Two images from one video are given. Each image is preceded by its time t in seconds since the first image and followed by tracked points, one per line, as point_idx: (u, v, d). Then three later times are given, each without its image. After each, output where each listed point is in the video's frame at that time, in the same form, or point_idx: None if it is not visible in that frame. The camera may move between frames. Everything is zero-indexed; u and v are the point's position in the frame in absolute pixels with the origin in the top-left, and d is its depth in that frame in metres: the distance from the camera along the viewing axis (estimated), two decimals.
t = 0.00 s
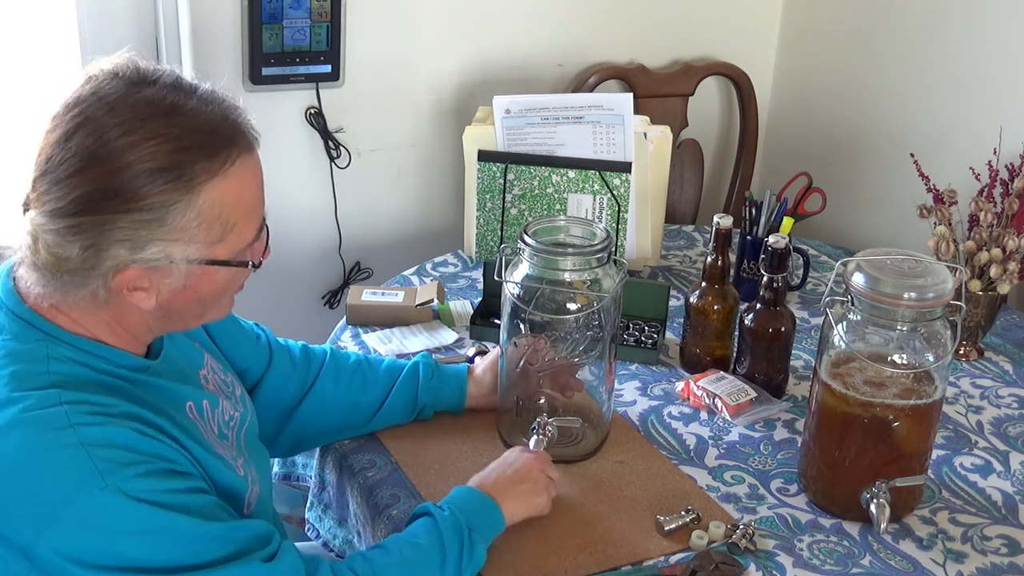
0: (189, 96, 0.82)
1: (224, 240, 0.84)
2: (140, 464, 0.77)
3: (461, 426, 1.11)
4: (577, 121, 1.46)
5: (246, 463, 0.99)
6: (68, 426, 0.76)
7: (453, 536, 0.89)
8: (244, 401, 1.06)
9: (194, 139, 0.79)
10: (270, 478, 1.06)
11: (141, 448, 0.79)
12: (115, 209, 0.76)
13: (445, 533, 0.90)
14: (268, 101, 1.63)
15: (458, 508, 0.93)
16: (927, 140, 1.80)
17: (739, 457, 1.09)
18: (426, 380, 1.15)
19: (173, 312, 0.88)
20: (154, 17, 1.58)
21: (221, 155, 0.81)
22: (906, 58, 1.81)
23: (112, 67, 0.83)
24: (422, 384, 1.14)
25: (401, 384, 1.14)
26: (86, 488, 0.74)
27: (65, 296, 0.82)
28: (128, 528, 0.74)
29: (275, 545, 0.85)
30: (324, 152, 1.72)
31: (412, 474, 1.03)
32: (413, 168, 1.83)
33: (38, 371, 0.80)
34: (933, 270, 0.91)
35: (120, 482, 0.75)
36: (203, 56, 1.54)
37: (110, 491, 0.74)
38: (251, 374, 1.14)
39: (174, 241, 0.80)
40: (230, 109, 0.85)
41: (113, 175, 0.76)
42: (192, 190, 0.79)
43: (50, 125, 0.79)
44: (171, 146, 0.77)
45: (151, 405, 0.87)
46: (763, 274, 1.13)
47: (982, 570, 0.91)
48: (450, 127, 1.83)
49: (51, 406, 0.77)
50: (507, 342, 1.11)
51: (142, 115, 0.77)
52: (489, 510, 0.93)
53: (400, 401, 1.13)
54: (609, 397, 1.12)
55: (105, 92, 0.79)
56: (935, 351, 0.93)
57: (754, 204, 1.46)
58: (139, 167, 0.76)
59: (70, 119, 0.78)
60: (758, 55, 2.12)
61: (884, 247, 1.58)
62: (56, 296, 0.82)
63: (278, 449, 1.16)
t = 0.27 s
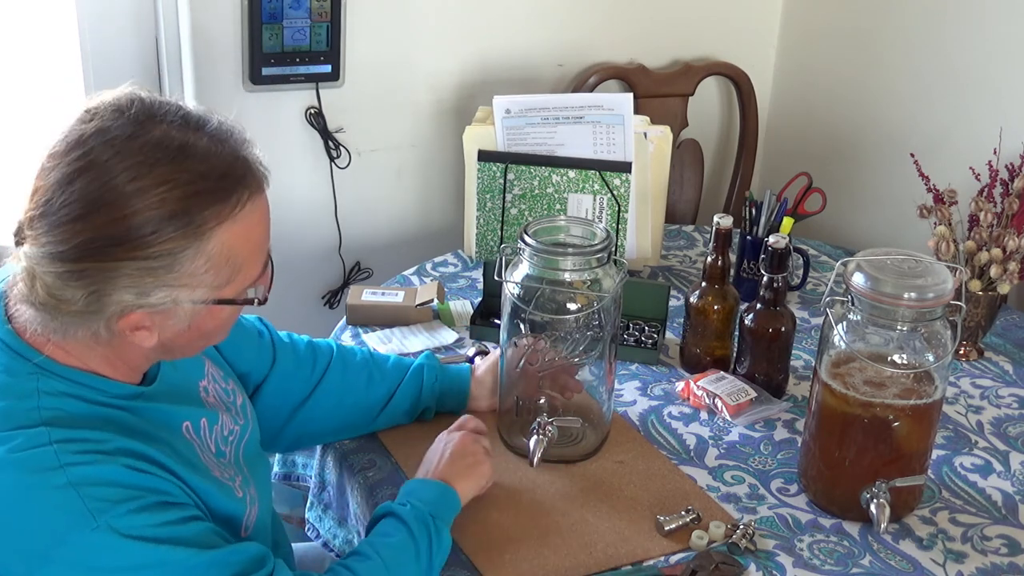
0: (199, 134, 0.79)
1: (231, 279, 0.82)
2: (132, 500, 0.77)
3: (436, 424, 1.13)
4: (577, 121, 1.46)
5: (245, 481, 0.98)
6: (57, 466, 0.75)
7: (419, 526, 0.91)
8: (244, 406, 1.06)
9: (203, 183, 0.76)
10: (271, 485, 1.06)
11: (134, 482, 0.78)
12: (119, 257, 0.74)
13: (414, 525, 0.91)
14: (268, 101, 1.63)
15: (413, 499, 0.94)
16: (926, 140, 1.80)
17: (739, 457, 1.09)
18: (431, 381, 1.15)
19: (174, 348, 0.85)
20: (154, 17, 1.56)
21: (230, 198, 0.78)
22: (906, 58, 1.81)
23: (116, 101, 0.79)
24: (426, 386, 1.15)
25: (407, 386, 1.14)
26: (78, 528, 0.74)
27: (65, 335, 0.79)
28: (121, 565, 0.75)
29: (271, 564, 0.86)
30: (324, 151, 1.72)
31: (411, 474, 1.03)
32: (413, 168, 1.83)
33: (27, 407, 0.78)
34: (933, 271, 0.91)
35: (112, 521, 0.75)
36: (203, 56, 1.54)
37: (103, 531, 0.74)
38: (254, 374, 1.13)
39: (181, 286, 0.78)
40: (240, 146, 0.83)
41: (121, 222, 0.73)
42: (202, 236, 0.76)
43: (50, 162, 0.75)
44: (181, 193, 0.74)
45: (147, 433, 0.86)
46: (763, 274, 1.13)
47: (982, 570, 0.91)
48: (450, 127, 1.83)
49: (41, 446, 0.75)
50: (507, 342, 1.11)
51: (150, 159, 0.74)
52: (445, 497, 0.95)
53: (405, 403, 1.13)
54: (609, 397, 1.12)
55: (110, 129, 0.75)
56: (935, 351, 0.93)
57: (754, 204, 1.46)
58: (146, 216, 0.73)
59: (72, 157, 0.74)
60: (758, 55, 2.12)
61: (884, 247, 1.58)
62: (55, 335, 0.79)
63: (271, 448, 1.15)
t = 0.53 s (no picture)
0: (200, 166, 0.78)
1: (229, 312, 0.82)
2: (131, 523, 0.77)
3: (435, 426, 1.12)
4: (577, 122, 1.46)
5: (244, 492, 0.98)
6: (54, 494, 0.75)
7: (421, 512, 0.92)
8: (243, 411, 1.06)
9: (204, 220, 0.75)
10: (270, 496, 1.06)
11: (132, 504, 0.79)
12: (115, 292, 0.73)
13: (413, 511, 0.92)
14: (268, 101, 1.63)
15: (415, 485, 0.95)
16: (926, 140, 1.80)
17: (739, 457, 1.09)
18: (434, 384, 1.16)
19: (170, 372, 0.85)
20: (154, 17, 1.56)
21: (231, 234, 0.78)
22: (906, 58, 1.81)
23: (116, 133, 0.78)
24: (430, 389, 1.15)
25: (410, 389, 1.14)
26: (78, 555, 0.74)
27: (59, 363, 0.78)
28: None
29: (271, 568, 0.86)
30: (324, 151, 1.72)
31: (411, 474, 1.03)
32: (413, 168, 1.83)
33: (21, 433, 0.77)
34: (934, 270, 0.91)
35: (112, 546, 0.75)
36: (203, 56, 1.54)
37: (102, 557, 0.75)
38: (257, 373, 1.12)
39: (178, 319, 0.78)
40: (241, 174, 0.82)
41: (119, 259, 0.72)
42: (201, 271, 0.76)
43: (45, 191, 0.74)
44: (181, 230, 0.74)
45: (144, 451, 0.86)
46: (763, 274, 1.13)
47: (982, 570, 0.91)
48: (450, 127, 1.83)
49: (37, 474, 0.75)
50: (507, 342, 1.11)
51: (150, 196, 0.73)
52: (446, 482, 0.95)
53: (408, 406, 1.13)
54: (609, 397, 1.12)
55: (109, 162, 0.74)
56: (935, 351, 0.93)
57: (754, 204, 1.45)
58: (145, 254, 0.72)
59: (68, 188, 0.73)
60: (758, 55, 2.12)
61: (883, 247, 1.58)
62: (49, 362, 0.78)
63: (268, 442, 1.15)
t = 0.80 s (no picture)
0: (195, 187, 0.78)
1: (220, 335, 0.82)
2: (134, 533, 0.77)
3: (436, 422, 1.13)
4: (577, 121, 1.46)
5: (246, 496, 0.98)
6: (55, 509, 0.75)
7: (430, 502, 0.92)
8: (242, 413, 1.06)
9: (196, 244, 0.75)
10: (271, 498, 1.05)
11: (134, 514, 0.79)
12: (104, 314, 0.73)
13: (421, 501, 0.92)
14: (268, 101, 1.64)
15: (427, 473, 0.95)
16: (926, 140, 1.80)
17: (739, 457, 1.09)
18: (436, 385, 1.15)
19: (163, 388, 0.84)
20: (154, 17, 1.56)
21: (224, 258, 0.78)
22: (906, 58, 1.81)
23: (111, 151, 0.77)
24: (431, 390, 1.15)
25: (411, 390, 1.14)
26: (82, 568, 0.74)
27: (51, 378, 0.78)
28: None
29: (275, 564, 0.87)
30: (324, 151, 1.72)
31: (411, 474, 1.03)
32: (413, 168, 1.83)
33: (20, 446, 0.77)
34: (933, 271, 0.91)
35: (115, 558, 0.75)
36: (203, 56, 1.54)
37: (106, 569, 0.75)
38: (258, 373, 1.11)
39: (167, 341, 0.78)
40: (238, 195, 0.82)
41: (108, 281, 0.72)
42: (193, 293, 0.76)
43: (36, 208, 0.74)
44: (172, 254, 0.74)
45: (144, 459, 0.86)
46: (763, 274, 1.13)
47: (982, 570, 0.91)
48: (450, 127, 1.83)
49: (37, 490, 0.75)
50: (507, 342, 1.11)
51: (141, 218, 0.72)
52: (457, 471, 0.95)
53: (409, 407, 1.13)
54: (609, 397, 1.12)
55: (103, 181, 0.73)
56: (935, 351, 0.93)
57: (754, 204, 1.45)
58: (135, 277, 0.72)
59: (60, 206, 0.73)
60: (758, 54, 2.12)
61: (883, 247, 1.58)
62: (42, 376, 0.78)
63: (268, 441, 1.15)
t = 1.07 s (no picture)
0: (207, 197, 0.78)
1: (222, 344, 0.82)
2: (138, 538, 0.77)
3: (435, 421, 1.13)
4: (577, 121, 1.46)
5: (247, 498, 0.98)
6: (60, 515, 0.75)
7: (433, 502, 0.92)
8: (242, 415, 1.06)
9: (206, 254, 0.75)
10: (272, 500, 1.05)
11: (139, 519, 0.79)
12: (108, 318, 0.73)
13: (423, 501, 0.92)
14: (268, 101, 1.64)
15: (431, 471, 0.95)
16: (926, 140, 1.80)
17: (739, 457, 1.09)
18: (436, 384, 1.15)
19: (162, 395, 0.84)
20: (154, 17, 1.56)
21: (232, 269, 0.78)
22: (906, 58, 1.81)
23: (125, 157, 0.77)
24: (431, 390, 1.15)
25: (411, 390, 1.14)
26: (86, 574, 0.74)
27: (53, 381, 0.78)
28: None
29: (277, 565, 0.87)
30: (324, 151, 1.72)
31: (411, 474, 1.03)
32: (413, 169, 1.83)
33: (23, 451, 0.77)
34: (933, 271, 0.91)
35: (120, 564, 0.75)
36: (203, 56, 1.54)
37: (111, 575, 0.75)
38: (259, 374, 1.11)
39: (170, 348, 0.78)
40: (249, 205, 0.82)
41: (115, 286, 0.72)
42: (199, 303, 0.76)
43: (46, 209, 0.74)
44: (180, 262, 0.73)
45: (146, 462, 0.86)
46: (763, 274, 1.13)
47: (982, 570, 0.91)
48: (450, 127, 1.83)
49: (40, 496, 0.75)
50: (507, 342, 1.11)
51: (152, 225, 0.73)
52: (462, 470, 0.95)
53: (409, 406, 1.13)
54: (609, 397, 1.12)
55: (114, 187, 0.74)
56: (935, 351, 0.93)
57: (754, 204, 1.46)
58: (142, 282, 0.72)
59: (68, 209, 0.73)
60: (758, 55, 2.12)
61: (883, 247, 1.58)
62: (45, 379, 0.78)
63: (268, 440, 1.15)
